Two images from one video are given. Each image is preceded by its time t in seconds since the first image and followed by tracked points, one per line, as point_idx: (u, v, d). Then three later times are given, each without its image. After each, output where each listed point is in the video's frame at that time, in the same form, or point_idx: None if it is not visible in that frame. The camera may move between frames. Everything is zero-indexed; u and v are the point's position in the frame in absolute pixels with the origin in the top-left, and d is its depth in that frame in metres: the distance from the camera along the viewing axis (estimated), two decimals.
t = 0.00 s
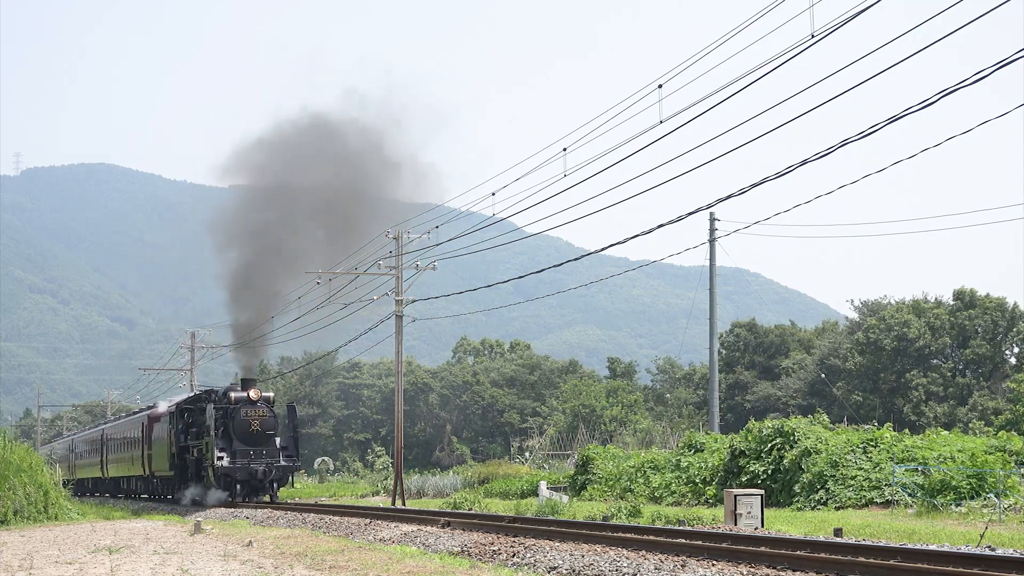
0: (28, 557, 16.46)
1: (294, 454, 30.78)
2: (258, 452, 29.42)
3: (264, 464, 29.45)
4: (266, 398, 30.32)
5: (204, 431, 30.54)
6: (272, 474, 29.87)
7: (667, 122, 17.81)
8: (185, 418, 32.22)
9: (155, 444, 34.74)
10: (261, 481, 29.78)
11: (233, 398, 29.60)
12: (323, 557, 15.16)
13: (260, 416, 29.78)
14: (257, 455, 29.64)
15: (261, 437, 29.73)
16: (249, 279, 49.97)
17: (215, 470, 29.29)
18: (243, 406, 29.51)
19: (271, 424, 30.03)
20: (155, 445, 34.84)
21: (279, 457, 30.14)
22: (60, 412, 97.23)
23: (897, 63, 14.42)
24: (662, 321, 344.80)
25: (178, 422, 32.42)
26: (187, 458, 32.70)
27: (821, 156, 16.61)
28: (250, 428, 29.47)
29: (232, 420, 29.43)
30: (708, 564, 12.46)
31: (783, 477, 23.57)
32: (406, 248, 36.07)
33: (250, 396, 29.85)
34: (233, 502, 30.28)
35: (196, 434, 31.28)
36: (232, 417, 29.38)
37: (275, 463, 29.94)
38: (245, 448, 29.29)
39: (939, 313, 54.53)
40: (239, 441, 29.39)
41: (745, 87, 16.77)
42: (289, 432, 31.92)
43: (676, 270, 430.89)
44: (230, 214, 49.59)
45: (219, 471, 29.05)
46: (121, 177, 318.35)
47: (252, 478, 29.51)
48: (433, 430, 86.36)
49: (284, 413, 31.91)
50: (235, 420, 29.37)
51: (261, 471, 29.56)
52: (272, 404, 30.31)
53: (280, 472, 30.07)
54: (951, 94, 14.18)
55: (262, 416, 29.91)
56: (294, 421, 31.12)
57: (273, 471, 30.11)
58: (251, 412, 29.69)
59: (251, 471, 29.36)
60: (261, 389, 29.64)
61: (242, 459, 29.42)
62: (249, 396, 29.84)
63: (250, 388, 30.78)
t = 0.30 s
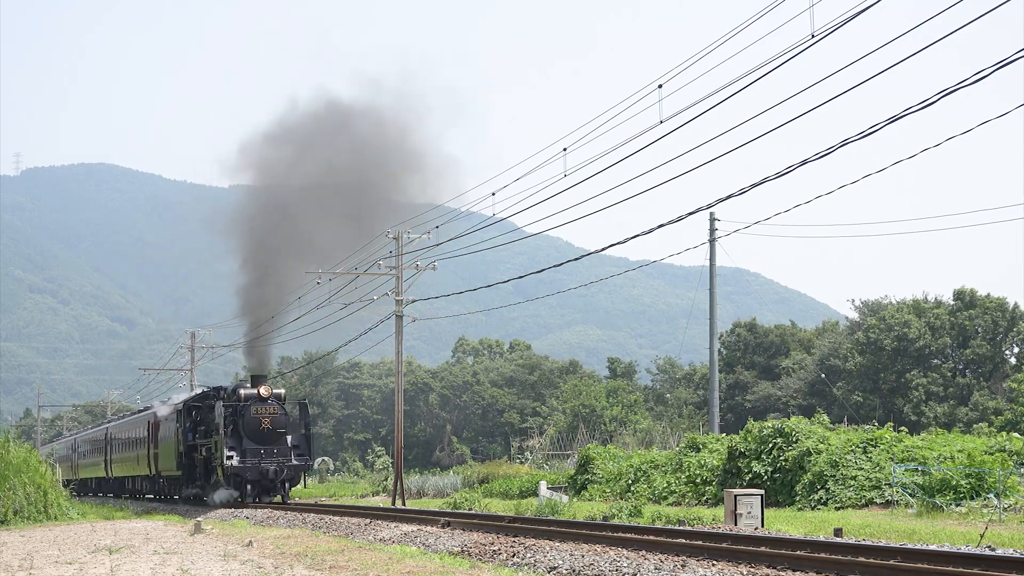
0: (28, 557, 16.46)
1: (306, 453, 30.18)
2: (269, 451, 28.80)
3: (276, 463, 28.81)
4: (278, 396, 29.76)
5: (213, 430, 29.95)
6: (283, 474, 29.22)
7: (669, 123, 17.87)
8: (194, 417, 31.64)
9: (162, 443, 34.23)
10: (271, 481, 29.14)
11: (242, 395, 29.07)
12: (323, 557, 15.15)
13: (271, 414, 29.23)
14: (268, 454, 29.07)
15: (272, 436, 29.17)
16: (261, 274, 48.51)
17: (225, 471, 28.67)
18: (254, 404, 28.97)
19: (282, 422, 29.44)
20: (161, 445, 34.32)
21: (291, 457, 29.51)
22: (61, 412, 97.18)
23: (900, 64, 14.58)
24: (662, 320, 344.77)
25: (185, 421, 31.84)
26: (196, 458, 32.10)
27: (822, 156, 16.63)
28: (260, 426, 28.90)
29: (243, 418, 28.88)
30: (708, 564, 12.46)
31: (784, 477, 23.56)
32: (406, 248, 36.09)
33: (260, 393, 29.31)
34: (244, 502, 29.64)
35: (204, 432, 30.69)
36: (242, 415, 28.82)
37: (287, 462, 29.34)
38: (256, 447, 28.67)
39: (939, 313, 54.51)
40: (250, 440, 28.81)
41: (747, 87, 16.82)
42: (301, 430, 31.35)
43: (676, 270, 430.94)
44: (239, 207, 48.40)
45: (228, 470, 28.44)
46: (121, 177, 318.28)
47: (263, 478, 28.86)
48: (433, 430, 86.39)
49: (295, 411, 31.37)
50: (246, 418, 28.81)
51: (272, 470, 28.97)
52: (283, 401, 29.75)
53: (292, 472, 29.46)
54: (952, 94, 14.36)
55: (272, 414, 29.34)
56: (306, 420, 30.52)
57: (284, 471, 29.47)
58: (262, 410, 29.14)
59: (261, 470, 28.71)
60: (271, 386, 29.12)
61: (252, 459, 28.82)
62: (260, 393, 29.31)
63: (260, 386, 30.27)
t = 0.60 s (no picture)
0: (28, 557, 16.46)
1: (319, 452, 29.25)
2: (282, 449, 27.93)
3: (289, 461, 27.93)
4: (289, 393, 28.87)
5: (222, 428, 29.01)
6: (296, 473, 28.30)
7: (667, 124, 17.71)
8: (201, 415, 30.67)
9: (169, 441, 33.32)
10: (284, 481, 28.22)
11: (253, 392, 28.17)
12: (323, 557, 15.17)
13: (283, 412, 28.31)
14: (281, 453, 28.14)
15: (284, 434, 28.23)
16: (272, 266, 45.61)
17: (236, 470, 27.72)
18: (265, 401, 28.08)
19: (294, 420, 28.52)
20: (167, 443, 33.43)
21: (304, 456, 28.62)
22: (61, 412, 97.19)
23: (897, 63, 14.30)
24: (662, 320, 344.85)
25: (192, 419, 30.86)
26: (203, 457, 31.12)
27: (820, 156, 16.51)
28: (272, 424, 28.00)
29: (254, 416, 27.96)
30: (708, 563, 12.46)
31: (783, 477, 23.57)
32: (406, 248, 36.13)
33: (272, 390, 28.42)
34: (254, 503, 28.73)
35: (213, 431, 29.73)
36: (254, 412, 27.89)
37: (300, 461, 28.41)
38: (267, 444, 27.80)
39: (939, 313, 54.53)
40: (261, 438, 27.87)
41: (745, 87, 16.67)
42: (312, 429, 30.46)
43: (676, 269, 431.06)
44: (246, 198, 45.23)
45: (239, 470, 27.48)
46: (120, 177, 318.04)
47: (275, 478, 27.95)
48: (433, 430, 86.13)
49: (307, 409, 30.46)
50: (257, 416, 27.92)
51: (284, 470, 28.03)
52: (295, 398, 28.86)
53: (305, 471, 28.53)
54: (949, 95, 14.01)
55: (284, 412, 28.44)
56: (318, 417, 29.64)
57: (297, 471, 28.55)
58: (273, 408, 28.24)
59: (274, 469, 27.80)
60: (284, 382, 28.22)
61: (264, 458, 27.89)
62: (271, 390, 28.42)
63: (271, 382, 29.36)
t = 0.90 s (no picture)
0: (28, 557, 16.46)
1: (333, 451, 27.93)
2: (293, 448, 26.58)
3: (302, 461, 26.58)
4: (301, 388, 27.45)
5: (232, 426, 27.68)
6: (309, 473, 26.94)
7: (662, 123, 17.01)
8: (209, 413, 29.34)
9: (175, 439, 32.38)
10: (296, 481, 26.86)
11: (264, 389, 26.78)
12: (323, 557, 15.17)
13: (295, 409, 26.92)
14: (293, 452, 26.79)
15: (296, 432, 26.88)
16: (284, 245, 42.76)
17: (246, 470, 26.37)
18: (276, 398, 26.71)
19: (307, 418, 27.12)
20: (173, 441, 32.51)
21: (317, 455, 27.24)
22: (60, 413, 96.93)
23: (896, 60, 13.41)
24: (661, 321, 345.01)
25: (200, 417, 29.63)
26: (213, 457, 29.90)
27: (818, 158, 15.68)
28: (284, 422, 26.61)
29: (264, 414, 26.57)
30: (708, 563, 12.48)
31: (784, 477, 23.57)
32: (406, 248, 36.16)
33: (283, 386, 27.03)
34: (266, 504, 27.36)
35: (222, 429, 28.42)
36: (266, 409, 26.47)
37: (313, 460, 27.04)
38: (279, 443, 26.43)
39: (939, 313, 54.55)
40: (272, 437, 26.53)
41: (738, 82, 15.92)
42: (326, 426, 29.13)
43: (676, 269, 431.24)
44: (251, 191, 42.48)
45: (250, 470, 26.15)
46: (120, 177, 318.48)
47: (287, 478, 26.58)
48: (433, 430, 85.83)
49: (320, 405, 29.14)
50: (267, 414, 26.53)
51: (297, 469, 26.67)
52: (307, 394, 27.42)
53: (319, 471, 27.17)
54: (949, 94, 13.11)
55: (296, 409, 27.04)
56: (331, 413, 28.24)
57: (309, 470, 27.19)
58: (285, 404, 26.83)
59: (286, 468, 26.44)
60: (295, 378, 26.86)
61: (276, 457, 26.53)
62: (282, 386, 27.02)
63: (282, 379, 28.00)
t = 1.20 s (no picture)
0: (28, 557, 16.45)
1: (347, 449, 27.40)
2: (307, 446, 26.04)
3: (316, 460, 26.02)
4: (314, 385, 26.94)
5: (243, 424, 27.15)
6: (323, 473, 26.39)
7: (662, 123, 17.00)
8: (219, 410, 28.91)
9: (182, 437, 31.98)
10: (310, 481, 26.31)
11: (275, 385, 26.24)
12: (323, 557, 15.15)
13: (308, 405, 26.40)
14: (306, 450, 26.24)
15: (309, 430, 26.36)
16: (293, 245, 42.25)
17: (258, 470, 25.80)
18: (288, 395, 26.12)
19: (320, 415, 26.62)
20: (180, 439, 32.14)
21: (331, 454, 26.74)
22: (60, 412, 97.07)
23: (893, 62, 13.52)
24: (661, 321, 345.05)
25: (210, 415, 29.13)
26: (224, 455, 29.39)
27: (818, 158, 15.76)
28: (297, 420, 26.07)
29: (276, 412, 26.03)
30: (708, 564, 12.48)
31: (783, 477, 23.56)
32: (406, 248, 36.14)
33: (295, 381, 26.48)
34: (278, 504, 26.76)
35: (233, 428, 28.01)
36: (278, 407, 25.93)
37: (326, 459, 26.48)
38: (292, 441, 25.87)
39: (939, 313, 54.55)
40: (285, 434, 25.99)
41: (739, 85, 15.94)
42: (339, 424, 28.63)
43: (676, 269, 431.28)
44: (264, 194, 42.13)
45: (262, 469, 25.60)
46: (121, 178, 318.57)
47: (300, 477, 25.99)
48: (433, 431, 85.67)
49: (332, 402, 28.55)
50: (280, 412, 25.96)
51: (311, 469, 26.11)
52: (321, 391, 26.89)
53: (332, 470, 26.57)
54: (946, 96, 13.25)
55: (309, 405, 26.52)
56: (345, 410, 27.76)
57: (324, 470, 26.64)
58: (297, 401, 26.29)
59: (300, 468, 25.88)
60: (308, 374, 26.32)
61: (289, 456, 25.99)
62: (295, 381, 26.48)
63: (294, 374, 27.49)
